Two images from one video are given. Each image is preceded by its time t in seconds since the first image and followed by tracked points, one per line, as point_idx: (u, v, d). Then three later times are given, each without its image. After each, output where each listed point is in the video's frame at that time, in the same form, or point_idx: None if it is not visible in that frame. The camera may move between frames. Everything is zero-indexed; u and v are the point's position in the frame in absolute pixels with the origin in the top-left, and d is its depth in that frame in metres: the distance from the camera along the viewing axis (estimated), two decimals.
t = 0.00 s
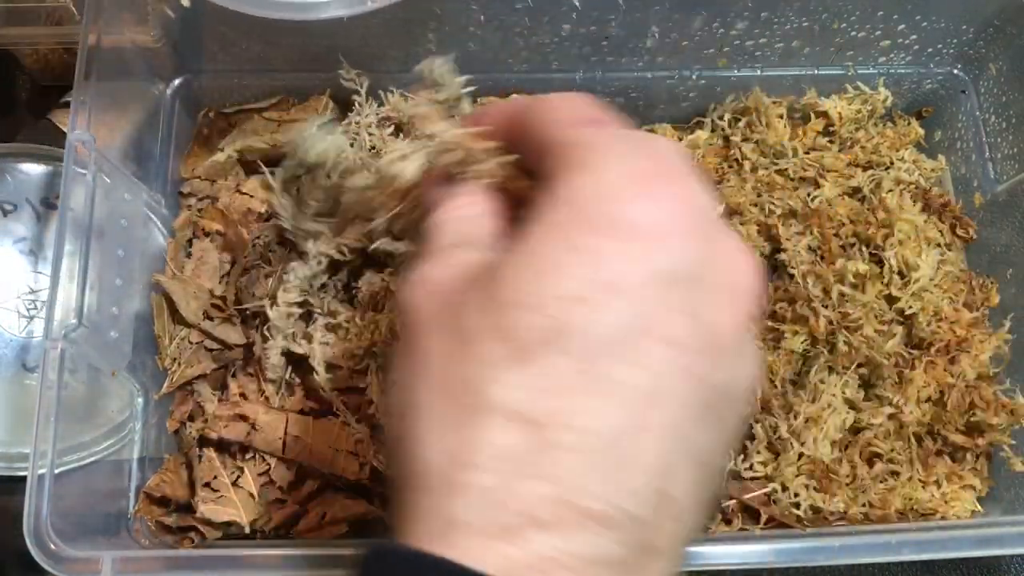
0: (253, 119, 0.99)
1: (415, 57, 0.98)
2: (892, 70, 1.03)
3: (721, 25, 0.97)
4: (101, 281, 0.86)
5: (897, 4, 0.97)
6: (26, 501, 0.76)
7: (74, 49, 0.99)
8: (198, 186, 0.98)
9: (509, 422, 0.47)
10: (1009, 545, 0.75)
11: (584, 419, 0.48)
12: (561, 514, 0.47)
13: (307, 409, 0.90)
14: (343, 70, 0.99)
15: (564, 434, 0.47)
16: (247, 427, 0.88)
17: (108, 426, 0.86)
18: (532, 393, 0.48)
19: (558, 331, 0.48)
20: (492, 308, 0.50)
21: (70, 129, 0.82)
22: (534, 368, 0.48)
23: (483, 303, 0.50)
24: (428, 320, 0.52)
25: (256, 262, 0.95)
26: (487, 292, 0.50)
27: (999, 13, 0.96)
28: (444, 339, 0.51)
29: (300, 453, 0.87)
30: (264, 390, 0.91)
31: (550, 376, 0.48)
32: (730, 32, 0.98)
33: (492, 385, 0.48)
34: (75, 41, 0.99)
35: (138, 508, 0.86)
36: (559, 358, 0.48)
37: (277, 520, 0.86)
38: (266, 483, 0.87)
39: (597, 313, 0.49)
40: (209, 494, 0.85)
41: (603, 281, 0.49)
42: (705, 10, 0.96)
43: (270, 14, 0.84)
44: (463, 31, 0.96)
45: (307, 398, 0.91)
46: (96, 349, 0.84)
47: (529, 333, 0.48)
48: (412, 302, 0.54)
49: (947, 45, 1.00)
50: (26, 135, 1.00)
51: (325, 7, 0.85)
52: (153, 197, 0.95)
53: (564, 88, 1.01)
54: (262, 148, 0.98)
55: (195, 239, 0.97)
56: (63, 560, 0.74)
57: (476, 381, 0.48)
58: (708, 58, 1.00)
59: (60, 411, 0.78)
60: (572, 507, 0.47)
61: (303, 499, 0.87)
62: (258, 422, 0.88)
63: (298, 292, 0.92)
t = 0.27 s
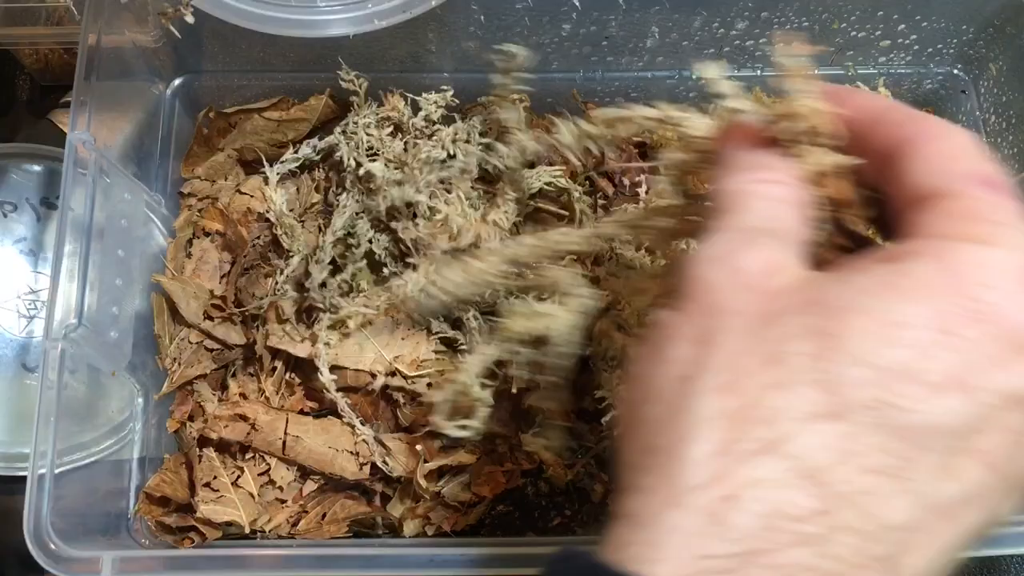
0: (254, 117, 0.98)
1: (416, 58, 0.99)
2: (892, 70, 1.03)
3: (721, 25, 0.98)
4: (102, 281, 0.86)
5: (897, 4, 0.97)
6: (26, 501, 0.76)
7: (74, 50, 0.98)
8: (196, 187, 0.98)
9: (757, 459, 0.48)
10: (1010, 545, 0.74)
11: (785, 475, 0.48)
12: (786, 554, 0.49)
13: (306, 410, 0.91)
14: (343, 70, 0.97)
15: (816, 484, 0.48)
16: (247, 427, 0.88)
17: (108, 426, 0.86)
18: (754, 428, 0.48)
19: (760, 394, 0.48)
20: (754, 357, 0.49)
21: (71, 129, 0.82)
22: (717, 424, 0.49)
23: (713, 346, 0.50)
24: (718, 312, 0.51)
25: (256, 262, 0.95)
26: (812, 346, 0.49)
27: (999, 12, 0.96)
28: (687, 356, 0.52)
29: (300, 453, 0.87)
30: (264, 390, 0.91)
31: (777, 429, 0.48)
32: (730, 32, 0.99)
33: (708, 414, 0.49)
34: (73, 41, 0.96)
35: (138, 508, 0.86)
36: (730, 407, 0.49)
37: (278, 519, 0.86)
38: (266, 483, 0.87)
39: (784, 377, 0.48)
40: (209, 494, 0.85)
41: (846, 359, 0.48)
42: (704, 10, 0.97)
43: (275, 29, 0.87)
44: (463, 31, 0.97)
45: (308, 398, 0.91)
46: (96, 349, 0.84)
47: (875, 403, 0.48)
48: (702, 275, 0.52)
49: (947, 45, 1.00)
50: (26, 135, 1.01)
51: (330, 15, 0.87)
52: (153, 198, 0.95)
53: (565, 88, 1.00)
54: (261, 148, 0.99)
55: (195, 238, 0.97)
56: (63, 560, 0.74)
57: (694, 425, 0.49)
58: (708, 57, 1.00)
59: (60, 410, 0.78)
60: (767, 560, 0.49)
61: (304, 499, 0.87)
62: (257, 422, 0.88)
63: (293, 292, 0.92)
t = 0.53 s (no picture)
0: (254, 117, 0.97)
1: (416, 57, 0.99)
2: (892, 70, 1.03)
3: (721, 25, 0.98)
4: (102, 281, 0.86)
5: (897, 4, 0.97)
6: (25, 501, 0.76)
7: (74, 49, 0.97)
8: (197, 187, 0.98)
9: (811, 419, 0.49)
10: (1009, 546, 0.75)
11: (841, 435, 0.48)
12: (858, 518, 0.46)
13: (306, 410, 0.91)
14: (341, 71, 0.96)
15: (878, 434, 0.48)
16: (247, 427, 0.87)
17: (108, 425, 0.86)
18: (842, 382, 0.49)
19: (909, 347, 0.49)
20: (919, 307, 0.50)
21: (71, 129, 0.82)
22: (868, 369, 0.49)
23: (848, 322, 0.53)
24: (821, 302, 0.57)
25: (256, 262, 0.95)
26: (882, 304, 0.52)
27: (999, 12, 0.96)
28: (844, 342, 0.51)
29: (300, 453, 0.87)
30: (264, 390, 0.91)
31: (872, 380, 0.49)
32: (730, 32, 0.99)
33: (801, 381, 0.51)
34: (73, 41, 0.96)
35: (138, 508, 0.86)
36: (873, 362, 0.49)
37: (278, 519, 0.86)
38: (267, 483, 0.88)
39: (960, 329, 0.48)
40: (209, 494, 0.85)
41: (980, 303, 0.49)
42: (704, 10, 0.96)
43: (278, 44, 0.87)
44: (463, 31, 0.97)
45: (308, 398, 0.91)
46: (96, 349, 0.84)
47: (916, 357, 0.48)
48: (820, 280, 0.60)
49: (947, 45, 1.00)
50: (26, 136, 1.01)
51: (334, 31, 0.88)
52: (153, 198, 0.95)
53: (565, 88, 1.01)
54: (262, 148, 0.98)
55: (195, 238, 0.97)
56: (62, 560, 0.74)
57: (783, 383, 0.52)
58: (708, 58, 1.01)
59: (60, 411, 0.78)
60: (871, 503, 0.46)
61: (304, 499, 0.87)
62: (257, 422, 0.88)
63: (290, 291, 0.92)
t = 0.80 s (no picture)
0: (254, 118, 0.97)
1: (416, 57, 0.98)
2: (892, 70, 1.03)
3: (721, 25, 0.98)
4: (102, 281, 0.86)
5: (897, 4, 0.97)
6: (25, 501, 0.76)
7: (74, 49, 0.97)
8: (196, 187, 0.98)
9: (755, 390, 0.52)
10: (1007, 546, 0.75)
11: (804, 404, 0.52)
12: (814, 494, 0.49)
13: (306, 410, 0.91)
14: (341, 71, 0.95)
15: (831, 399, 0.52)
16: (247, 427, 0.87)
17: (108, 426, 0.86)
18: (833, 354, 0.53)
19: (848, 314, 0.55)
20: (868, 283, 0.56)
21: (71, 129, 0.82)
22: (831, 337, 0.54)
23: (796, 295, 0.58)
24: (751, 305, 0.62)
25: (256, 262, 0.95)
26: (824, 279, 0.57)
27: (999, 12, 0.96)
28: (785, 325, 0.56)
29: (300, 453, 0.87)
30: (264, 390, 0.91)
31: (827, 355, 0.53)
32: (730, 32, 0.99)
33: (743, 361, 0.54)
34: (73, 41, 0.96)
35: (138, 508, 0.86)
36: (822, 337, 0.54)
37: (278, 520, 0.86)
38: (266, 483, 0.88)
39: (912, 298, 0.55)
40: (209, 494, 0.85)
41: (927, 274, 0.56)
42: (704, 9, 0.96)
43: (284, 48, 0.87)
44: (463, 32, 0.97)
45: (307, 398, 0.91)
46: (96, 350, 0.84)
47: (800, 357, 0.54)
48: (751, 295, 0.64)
49: (947, 45, 1.00)
50: (26, 136, 1.01)
51: (340, 35, 0.87)
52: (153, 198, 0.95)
53: (565, 88, 1.01)
54: (262, 148, 0.98)
55: (195, 238, 0.97)
56: (62, 560, 0.74)
57: (736, 356, 0.55)
58: (707, 58, 1.01)
59: (60, 411, 0.78)
60: (818, 476, 0.49)
61: (304, 499, 0.87)
62: (257, 422, 0.87)
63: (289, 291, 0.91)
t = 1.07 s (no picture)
0: (255, 118, 0.97)
1: (416, 57, 0.98)
2: (892, 70, 1.03)
3: (721, 25, 0.98)
4: (102, 281, 0.86)
5: (897, 4, 0.97)
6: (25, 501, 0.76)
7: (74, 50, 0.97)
8: (196, 186, 0.98)
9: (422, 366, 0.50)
10: (1008, 545, 0.75)
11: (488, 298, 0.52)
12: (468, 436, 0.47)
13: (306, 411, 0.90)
14: (342, 71, 0.97)
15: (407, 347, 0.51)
16: (246, 427, 0.88)
17: (108, 426, 0.86)
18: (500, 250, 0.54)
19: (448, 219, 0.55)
20: (437, 198, 0.57)
21: (71, 129, 0.82)
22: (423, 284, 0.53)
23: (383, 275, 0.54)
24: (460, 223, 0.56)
25: (256, 262, 0.95)
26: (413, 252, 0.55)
27: (999, 12, 0.96)
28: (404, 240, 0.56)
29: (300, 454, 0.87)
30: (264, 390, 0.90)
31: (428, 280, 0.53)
32: (730, 32, 0.99)
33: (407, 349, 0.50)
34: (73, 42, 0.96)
35: (138, 508, 0.86)
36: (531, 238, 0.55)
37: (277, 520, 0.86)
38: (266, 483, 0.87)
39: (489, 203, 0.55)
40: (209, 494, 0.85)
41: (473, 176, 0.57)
42: (704, 10, 0.96)
43: (297, 37, 0.87)
44: (464, 31, 0.96)
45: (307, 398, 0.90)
46: (96, 349, 0.84)
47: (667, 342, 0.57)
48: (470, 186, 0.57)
49: (947, 45, 1.00)
50: (26, 136, 1.01)
51: (354, 24, 0.88)
52: (153, 197, 0.95)
53: (565, 88, 1.01)
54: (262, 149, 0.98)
55: (195, 238, 0.97)
56: (62, 560, 0.74)
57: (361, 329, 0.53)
58: (708, 58, 1.01)
59: (60, 411, 0.78)
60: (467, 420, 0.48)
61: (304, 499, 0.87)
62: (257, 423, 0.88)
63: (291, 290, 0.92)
